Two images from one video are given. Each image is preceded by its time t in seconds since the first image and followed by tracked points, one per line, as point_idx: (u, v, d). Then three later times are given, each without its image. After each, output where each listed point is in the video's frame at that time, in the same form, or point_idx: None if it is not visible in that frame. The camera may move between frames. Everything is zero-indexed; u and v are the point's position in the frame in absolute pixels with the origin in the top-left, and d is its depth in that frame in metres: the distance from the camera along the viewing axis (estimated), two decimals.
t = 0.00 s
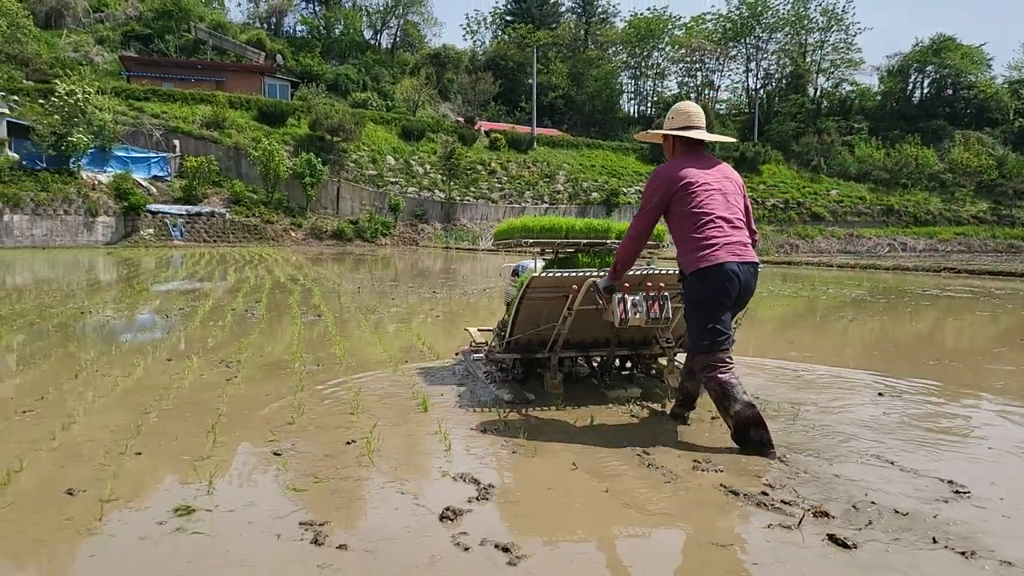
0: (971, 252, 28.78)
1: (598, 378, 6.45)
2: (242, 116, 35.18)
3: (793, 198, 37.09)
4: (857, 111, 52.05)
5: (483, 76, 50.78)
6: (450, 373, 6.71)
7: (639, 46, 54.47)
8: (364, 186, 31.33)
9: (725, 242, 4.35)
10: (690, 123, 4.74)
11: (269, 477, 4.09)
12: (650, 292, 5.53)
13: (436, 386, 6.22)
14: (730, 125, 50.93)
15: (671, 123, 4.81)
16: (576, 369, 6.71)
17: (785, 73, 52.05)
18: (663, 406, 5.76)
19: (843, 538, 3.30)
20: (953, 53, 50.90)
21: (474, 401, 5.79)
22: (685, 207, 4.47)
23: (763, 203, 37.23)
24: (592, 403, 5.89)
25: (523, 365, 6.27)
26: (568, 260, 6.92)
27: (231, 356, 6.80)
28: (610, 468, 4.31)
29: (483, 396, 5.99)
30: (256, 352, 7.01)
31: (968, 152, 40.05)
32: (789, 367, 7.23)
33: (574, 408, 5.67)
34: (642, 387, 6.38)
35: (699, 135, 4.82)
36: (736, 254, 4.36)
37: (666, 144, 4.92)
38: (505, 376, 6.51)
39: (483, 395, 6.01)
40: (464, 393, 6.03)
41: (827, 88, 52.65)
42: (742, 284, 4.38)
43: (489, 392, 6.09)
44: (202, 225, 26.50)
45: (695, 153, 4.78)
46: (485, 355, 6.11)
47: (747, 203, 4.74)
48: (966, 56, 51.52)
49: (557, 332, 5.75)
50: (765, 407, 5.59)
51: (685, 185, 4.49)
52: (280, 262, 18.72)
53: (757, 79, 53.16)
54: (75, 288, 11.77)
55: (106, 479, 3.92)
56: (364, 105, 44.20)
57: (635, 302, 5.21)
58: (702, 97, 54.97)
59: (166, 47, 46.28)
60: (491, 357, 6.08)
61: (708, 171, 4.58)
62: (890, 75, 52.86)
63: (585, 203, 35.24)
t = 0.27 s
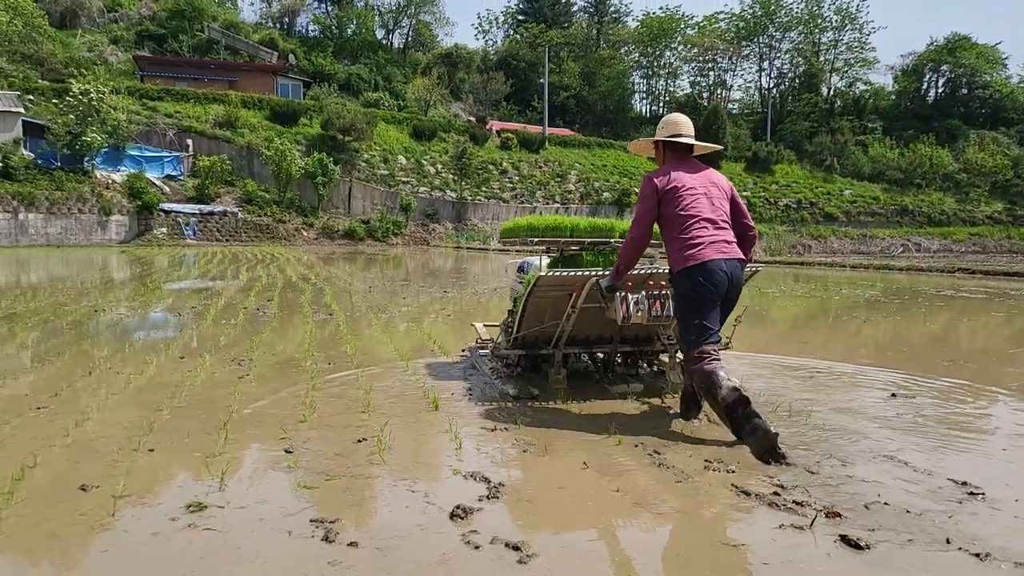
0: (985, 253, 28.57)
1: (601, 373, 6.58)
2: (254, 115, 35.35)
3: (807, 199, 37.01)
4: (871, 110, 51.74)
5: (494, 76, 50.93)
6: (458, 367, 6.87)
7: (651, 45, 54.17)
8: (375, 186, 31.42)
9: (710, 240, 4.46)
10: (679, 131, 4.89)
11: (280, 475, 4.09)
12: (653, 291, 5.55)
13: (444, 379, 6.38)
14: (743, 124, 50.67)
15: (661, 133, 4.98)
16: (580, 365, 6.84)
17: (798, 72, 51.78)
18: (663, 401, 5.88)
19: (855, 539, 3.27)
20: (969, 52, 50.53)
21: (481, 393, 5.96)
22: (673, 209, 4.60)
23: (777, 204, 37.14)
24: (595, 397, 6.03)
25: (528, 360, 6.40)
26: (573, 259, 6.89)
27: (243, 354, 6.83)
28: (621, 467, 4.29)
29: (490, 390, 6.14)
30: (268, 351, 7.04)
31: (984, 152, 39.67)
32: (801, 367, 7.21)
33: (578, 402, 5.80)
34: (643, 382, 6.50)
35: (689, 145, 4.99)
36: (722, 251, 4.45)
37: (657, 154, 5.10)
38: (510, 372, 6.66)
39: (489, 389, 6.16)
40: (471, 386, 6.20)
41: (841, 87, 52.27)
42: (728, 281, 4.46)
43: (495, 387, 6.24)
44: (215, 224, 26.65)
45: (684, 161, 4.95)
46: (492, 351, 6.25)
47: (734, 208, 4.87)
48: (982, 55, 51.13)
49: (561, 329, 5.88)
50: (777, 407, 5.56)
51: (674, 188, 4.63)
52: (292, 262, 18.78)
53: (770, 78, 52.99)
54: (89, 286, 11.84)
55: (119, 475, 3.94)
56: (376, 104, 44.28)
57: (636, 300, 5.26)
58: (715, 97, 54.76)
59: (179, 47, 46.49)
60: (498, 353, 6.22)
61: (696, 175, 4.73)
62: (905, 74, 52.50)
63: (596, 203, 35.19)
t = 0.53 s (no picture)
0: (992, 252, 28.46)
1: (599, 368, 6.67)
2: (260, 113, 35.45)
3: (813, 197, 37.01)
4: (878, 109, 51.60)
5: (500, 74, 51.07)
6: (457, 363, 6.96)
7: (658, 44, 54.06)
8: (381, 184, 31.48)
9: (708, 232, 4.65)
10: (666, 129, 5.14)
11: (285, 473, 4.08)
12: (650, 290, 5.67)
13: (444, 374, 6.47)
14: (750, 122, 50.54)
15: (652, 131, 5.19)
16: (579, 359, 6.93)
17: (805, 70, 51.61)
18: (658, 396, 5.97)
19: (861, 539, 3.25)
20: (976, 50, 50.32)
21: (481, 389, 6.05)
22: (670, 203, 4.77)
23: (784, 203, 37.17)
24: (592, 392, 6.11)
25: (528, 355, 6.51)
26: (571, 256, 6.93)
27: (249, 351, 6.85)
28: (626, 465, 4.28)
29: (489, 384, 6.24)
30: (273, 349, 7.05)
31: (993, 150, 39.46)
32: (807, 365, 7.19)
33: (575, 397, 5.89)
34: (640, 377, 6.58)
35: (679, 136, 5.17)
36: (718, 243, 4.65)
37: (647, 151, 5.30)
38: (510, 366, 6.76)
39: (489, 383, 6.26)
40: (471, 381, 6.30)
41: (848, 85, 52.12)
42: (725, 271, 4.66)
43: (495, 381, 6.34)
44: (221, 221, 26.74)
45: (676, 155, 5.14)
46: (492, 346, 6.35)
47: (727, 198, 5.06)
48: (990, 54, 50.91)
49: (560, 326, 5.95)
50: (784, 405, 5.54)
51: (670, 183, 4.79)
52: (298, 259, 18.81)
53: (777, 76, 52.81)
54: (96, 283, 11.87)
55: (125, 472, 3.95)
56: (382, 103, 44.35)
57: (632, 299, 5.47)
58: (721, 95, 54.67)
59: (186, 45, 46.59)
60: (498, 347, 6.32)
61: (690, 169, 4.90)
62: (913, 72, 52.30)
63: (602, 201, 35.17)
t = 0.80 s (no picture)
0: (996, 248, 28.40)
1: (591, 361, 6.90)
2: (263, 109, 35.48)
3: (817, 193, 37.05)
4: (882, 104, 51.49)
5: (504, 69, 51.30)
6: (456, 354, 7.22)
7: (661, 39, 53.86)
8: (384, 179, 31.53)
9: (703, 226, 4.81)
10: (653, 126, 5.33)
11: (287, 467, 4.07)
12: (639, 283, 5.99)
13: (442, 364, 6.72)
14: (753, 118, 50.49)
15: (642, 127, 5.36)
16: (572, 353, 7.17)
17: (809, 66, 51.31)
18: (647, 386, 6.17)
19: (863, 535, 3.24)
20: (981, 45, 50.16)
21: (476, 376, 6.29)
22: (664, 197, 4.91)
23: (789, 198, 37.22)
24: (582, 381, 6.34)
25: (522, 347, 6.76)
26: (568, 249, 7.49)
27: (252, 347, 6.87)
28: (628, 458, 4.27)
29: (483, 373, 6.49)
30: (275, 344, 7.06)
31: (998, 145, 39.34)
32: (811, 359, 7.21)
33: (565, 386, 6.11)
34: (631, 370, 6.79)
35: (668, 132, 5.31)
36: (713, 237, 4.81)
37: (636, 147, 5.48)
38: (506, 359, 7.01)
39: (483, 373, 6.50)
40: (467, 370, 6.55)
41: (852, 80, 51.98)
42: (720, 263, 4.84)
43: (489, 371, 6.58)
44: (224, 217, 26.77)
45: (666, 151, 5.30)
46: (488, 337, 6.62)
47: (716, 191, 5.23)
48: (994, 49, 50.75)
49: (553, 318, 6.23)
50: (786, 399, 5.54)
51: (665, 177, 4.94)
52: (302, 255, 18.82)
53: (781, 71, 52.71)
54: (99, 279, 11.86)
55: (128, 467, 3.96)
56: (385, 98, 44.35)
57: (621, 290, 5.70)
58: (724, 90, 54.60)
59: (188, 40, 46.56)
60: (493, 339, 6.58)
61: (684, 164, 5.06)
62: (917, 67, 52.21)
63: (605, 197, 35.16)
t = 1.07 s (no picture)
0: (1000, 244, 28.36)
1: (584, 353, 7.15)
2: (266, 106, 35.52)
3: (820, 188, 37.09)
4: (886, 100, 51.43)
5: (507, 66, 51.45)
6: (455, 347, 7.42)
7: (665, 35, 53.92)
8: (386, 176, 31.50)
9: (687, 225, 4.94)
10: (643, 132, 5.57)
11: (289, 464, 4.04)
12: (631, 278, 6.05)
13: (439, 356, 6.92)
14: (756, 114, 50.47)
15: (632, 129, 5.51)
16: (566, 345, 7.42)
17: (812, 61, 51.33)
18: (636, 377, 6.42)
19: (868, 533, 3.22)
20: (985, 41, 50.00)
21: (471, 368, 6.50)
22: (650, 198, 5.10)
23: (792, 194, 37.29)
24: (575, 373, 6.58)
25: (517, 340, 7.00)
26: (565, 246, 7.35)
27: (255, 344, 6.87)
28: (632, 453, 4.24)
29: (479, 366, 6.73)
30: (278, 341, 7.06)
31: (1002, 140, 39.25)
32: (813, 355, 7.21)
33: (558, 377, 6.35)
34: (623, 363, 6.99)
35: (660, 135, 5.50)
36: (698, 236, 4.91)
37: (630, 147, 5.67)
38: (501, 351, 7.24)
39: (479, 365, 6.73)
40: (464, 362, 6.74)
41: (855, 76, 51.91)
42: (705, 261, 4.94)
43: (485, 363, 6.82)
44: (226, 215, 26.86)
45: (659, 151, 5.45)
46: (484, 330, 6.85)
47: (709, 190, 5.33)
48: (999, 44, 50.59)
49: (547, 312, 6.45)
50: (788, 395, 5.52)
51: (651, 179, 5.12)
52: (305, 252, 18.86)
53: (784, 67, 52.59)
54: (102, 276, 11.88)
55: (132, 464, 3.95)
56: (387, 95, 44.39)
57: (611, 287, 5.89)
58: (727, 87, 54.57)
59: (191, 37, 46.57)
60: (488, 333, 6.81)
61: (672, 166, 5.20)
62: (920, 63, 52.10)
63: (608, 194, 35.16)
